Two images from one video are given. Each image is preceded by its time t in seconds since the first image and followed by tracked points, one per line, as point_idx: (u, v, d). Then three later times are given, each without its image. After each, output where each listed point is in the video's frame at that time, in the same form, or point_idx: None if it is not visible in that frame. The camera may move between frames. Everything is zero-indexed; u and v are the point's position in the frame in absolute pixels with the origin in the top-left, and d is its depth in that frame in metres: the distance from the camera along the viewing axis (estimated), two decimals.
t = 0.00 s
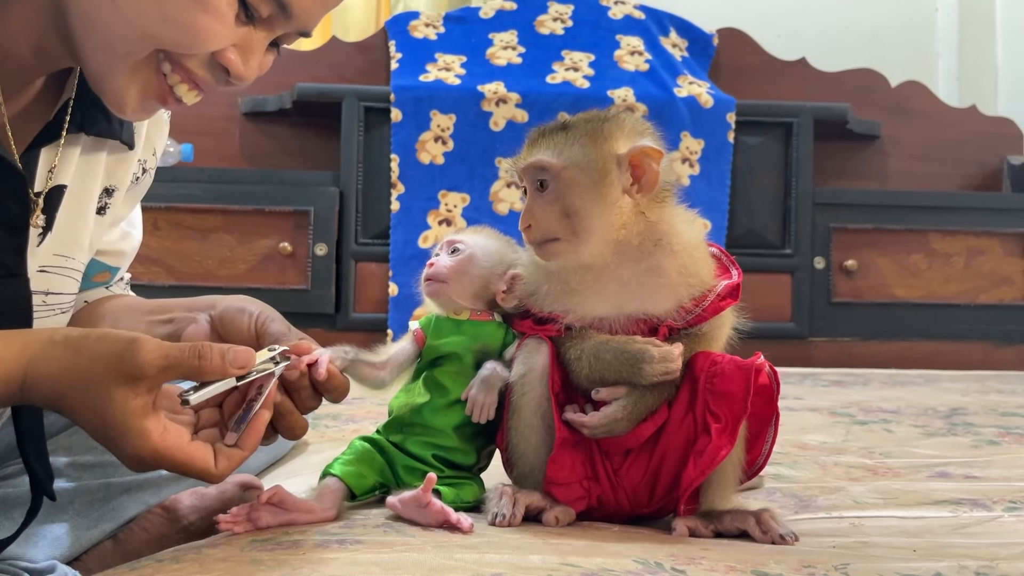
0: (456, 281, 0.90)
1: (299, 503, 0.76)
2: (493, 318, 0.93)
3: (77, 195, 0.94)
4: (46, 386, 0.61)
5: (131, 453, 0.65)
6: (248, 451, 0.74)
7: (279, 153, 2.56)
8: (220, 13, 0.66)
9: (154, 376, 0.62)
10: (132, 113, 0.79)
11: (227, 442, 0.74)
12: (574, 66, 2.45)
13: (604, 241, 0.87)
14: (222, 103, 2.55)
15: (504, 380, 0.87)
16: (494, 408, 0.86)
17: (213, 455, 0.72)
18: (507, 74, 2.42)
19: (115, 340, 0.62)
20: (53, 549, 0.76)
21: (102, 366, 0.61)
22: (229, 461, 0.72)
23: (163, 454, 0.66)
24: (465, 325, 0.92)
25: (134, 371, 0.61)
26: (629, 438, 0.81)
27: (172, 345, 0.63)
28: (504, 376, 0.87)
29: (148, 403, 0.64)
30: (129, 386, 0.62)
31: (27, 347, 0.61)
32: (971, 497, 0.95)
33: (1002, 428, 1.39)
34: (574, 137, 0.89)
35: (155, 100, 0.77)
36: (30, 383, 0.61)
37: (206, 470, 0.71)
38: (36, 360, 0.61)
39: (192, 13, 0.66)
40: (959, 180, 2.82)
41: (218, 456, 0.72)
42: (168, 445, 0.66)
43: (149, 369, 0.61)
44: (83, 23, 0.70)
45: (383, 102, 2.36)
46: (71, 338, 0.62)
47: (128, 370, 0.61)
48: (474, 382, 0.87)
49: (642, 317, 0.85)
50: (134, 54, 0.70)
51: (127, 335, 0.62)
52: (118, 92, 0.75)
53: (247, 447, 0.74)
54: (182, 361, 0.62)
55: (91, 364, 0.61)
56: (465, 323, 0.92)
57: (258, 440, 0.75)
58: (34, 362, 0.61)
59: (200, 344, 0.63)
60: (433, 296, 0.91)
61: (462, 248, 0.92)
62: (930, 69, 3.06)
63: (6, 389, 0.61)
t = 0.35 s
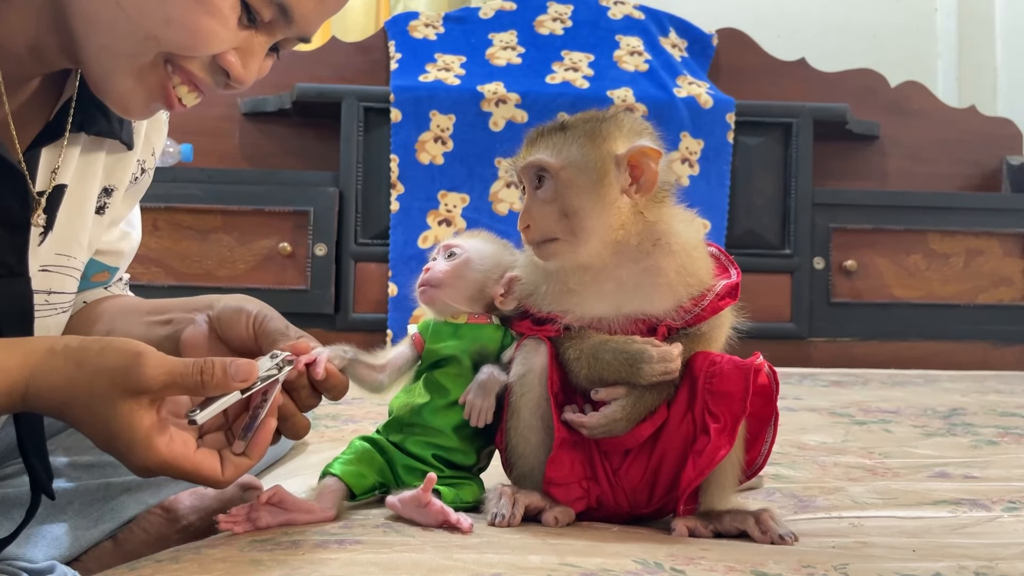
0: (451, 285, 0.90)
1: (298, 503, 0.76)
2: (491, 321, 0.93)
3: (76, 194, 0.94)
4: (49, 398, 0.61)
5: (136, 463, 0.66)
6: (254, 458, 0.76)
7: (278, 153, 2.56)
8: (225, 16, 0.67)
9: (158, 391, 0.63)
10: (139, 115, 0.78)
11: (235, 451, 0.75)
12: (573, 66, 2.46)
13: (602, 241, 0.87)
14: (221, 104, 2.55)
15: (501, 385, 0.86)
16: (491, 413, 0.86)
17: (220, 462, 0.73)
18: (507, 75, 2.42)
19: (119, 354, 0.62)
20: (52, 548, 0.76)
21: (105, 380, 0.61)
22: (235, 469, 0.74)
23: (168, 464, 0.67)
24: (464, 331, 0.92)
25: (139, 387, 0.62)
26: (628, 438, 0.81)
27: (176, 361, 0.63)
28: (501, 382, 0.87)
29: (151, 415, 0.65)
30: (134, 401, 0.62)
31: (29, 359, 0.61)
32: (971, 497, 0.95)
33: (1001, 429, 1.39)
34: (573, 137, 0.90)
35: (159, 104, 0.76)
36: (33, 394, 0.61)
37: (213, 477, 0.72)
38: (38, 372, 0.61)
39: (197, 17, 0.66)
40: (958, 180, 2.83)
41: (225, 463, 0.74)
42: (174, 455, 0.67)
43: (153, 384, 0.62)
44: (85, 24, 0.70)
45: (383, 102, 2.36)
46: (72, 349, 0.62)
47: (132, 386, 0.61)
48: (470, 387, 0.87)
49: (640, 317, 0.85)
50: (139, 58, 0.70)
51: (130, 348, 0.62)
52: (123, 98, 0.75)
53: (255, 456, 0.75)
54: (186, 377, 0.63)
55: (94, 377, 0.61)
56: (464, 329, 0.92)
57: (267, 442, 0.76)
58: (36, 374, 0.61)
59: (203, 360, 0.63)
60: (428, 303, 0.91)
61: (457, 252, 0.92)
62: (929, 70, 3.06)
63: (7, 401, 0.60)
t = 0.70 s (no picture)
0: (450, 288, 0.91)
1: (298, 502, 0.76)
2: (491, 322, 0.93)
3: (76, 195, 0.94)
4: (50, 400, 0.61)
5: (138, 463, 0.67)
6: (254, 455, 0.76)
7: (278, 154, 2.56)
8: (225, 16, 0.67)
9: (160, 389, 0.64)
10: (136, 118, 0.78)
11: (235, 450, 0.75)
12: (573, 67, 2.46)
13: (603, 241, 0.87)
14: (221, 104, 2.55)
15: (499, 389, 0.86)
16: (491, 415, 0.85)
17: (220, 462, 0.73)
18: (507, 75, 2.42)
19: (122, 353, 0.62)
20: (52, 549, 0.77)
21: (107, 381, 0.61)
22: (236, 468, 0.74)
23: (169, 463, 0.67)
24: (463, 331, 0.91)
25: (140, 386, 0.62)
26: (628, 438, 0.81)
27: (179, 360, 0.64)
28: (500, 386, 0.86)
29: (152, 415, 0.65)
30: (136, 399, 0.63)
31: (29, 360, 0.60)
32: (970, 497, 0.95)
33: (1001, 428, 1.39)
34: (573, 138, 0.90)
35: (155, 106, 0.76)
36: (33, 395, 0.60)
37: (214, 477, 0.72)
38: (39, 372, 0.60)
39: (199, 19, 0.66)
40: (958, 180, 2.83)
41: (225, 463, 0.74)
42: (175, 455, 0.68)
43: (155, 383, 0.63)
44: (86, 24, 0.70)
45: (383, 102, 2.36)
46: (72, 349, 0.62)
47: (134, 385, 0.62)
48: (470, 390, 0.87)
49: (640, 317, 0.85)
50: (140, 60, 0.70)
51: (132, 347, 0.63)
52: (121, 101, 0.75)
53: (254, 456, 0.75)
54: (189, 376, 0.63)
55: (96, 377, 0.61)
56: (463, 330, 0.91)
57: (265, 444, 0.76)
58: (36, 375, 0.60)
59: (205, 359, 0.64)
60: (429, 307, 0.92)
61: (455, 255, 0.93)
62: (929, 70, 3.06)
63: (7, 403, 0.60)
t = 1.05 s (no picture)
0: (446, 283, 0.91)
1: (292, 491, 0.77)
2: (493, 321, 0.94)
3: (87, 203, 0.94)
4: (54, 385, 0.61)
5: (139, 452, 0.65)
6: (255, 451, 0.74)
7: (279, 154, 2.56)
8: (244, 32, 0.66)
9: (166, 375, 0.63)
10: (160, 142, 0.76)
11: (235, 445, 0.73)
12: (573, 66, 2.46)
13: (605, 242, 0.87)
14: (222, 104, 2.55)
15: (505, 369, 0.87)
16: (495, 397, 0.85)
17: (220, 454, 0.71)
18: (507, 75, 2.42)
19: (126, 339, 0.62)
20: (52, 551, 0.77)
21: (112, 365, 0.61)
22: (236, 462, 0.72)
23: (171, 454, 0.65)
24: (464, 328, 0.92)
25: (146, 371, 0.62)
26: (629, 437, 0.81)
27: (183, 347, 0.63)
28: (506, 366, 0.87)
29: (155, 403, 0.64)
30: (141, 384, 0.62)
31: (32, 351, 0.61)
32: (970, 497, 0.95)
33: (1001, 428, 1.39)
34: (575, 138, 0.90)
35: (183, 132, 0.75)
36: (36, 384, 0.61)
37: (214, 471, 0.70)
38: (42, 360, 0.61)
39: (219, 37, 0.65)
40: (958, 180, 2.82)
41: (226, 457, 0.72)
42: (176, 444, 0.65)
43: (161, 368, 0.62)
44: (116, 53, 0.68)
45: (383, 103, 2.36)
46: (79, 338, 0.62)
47: (139, 370, 0.61)
48: (476, 371, 0.87)
49: (642, 316, 0.85)
50: (168, 92, 0.69)
51: (137, 334, 0.62)
52: (149, 128, 0.73)
53: (254, 449, 0.74)
54: (194, 363, 0.63)
55: (99, 363, 0.61)
56: (464, 326, 0.92)
57: (266, 440, 0.74)
58: (39, 364, 0.61)
59: (211, 349, 0.64)
60: (428, 304, 0.92)
61: (452, 251, 0.93)
62: (929, 70, 3.06)
63: (11, 388, 0.60)
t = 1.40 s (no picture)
0: (416, 276, 0.93)
1: (281, 496, 0.76)
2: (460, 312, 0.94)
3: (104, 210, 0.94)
4: (57, 373, 0.61)
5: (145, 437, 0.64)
6: (259, 435, 0.73)
7: (279, 154, 2.56)
8: (273, 57, 0.65)
9: (171, 360, 0.63)
10: (186, 166, 0.76)
11: (240, 428, 0.72)
12: (574, 66, 2.46)
13: (601, 243, 0.87)
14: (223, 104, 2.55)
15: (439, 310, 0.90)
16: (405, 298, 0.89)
17: (226, 437, 0.70)
18: (507, 74, 2.42)
19: (130, 326, 0.62)
20: (52, 551, 0.77)
21: (117, 351, 0.61)
22: (243, 443, 0.71)
23: (177, 436, 0.65)
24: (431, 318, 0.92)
25: (151, 355, 0.62)
26: (628, 437, 0.81)
27: (186, 331, 0.64)
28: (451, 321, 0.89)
29: (160, 387, 0.63)
30: (145, 369, 0.62)
31: (35, 340, 0.61)
32: (971, 497, 0.95)
33: (1002, 428, 1.39)
34: (566, 140, 0.90)
35: (210, 162, 0.75)
36: (39, 374, 0.61)
37: (220, 453, 0.69)
38: (45, 349, 0.61)
39: (252, 63, 0.65)
40: (959, 180, 2.82)
41: (231, 439, 0.71)
42: (183, 427, 0.65)
43: (166, 352, 0.62)
44: (144, 84, 0.68)
45: (384, 102, 2.36)
46: (81, 326, 0.62)
47: (145, 354, 0.61)
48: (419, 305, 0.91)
49: (639, 316, 0.85)
50: (199, 125, 0.69)
51: (142, 322, 0.63)
52: (176, 157, 0.73)
53: (260, 431, 0.73)
54: (197, 348, 0.64)
55: (104, 349, 0.61)
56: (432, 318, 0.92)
57: (271, 422, 0.74)
58: (42, 353, 0.61)
59: (213, 333, 0.65)
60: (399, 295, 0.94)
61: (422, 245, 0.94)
62: (930, 70, 3.06)
63: (14, 378, 0.60)
